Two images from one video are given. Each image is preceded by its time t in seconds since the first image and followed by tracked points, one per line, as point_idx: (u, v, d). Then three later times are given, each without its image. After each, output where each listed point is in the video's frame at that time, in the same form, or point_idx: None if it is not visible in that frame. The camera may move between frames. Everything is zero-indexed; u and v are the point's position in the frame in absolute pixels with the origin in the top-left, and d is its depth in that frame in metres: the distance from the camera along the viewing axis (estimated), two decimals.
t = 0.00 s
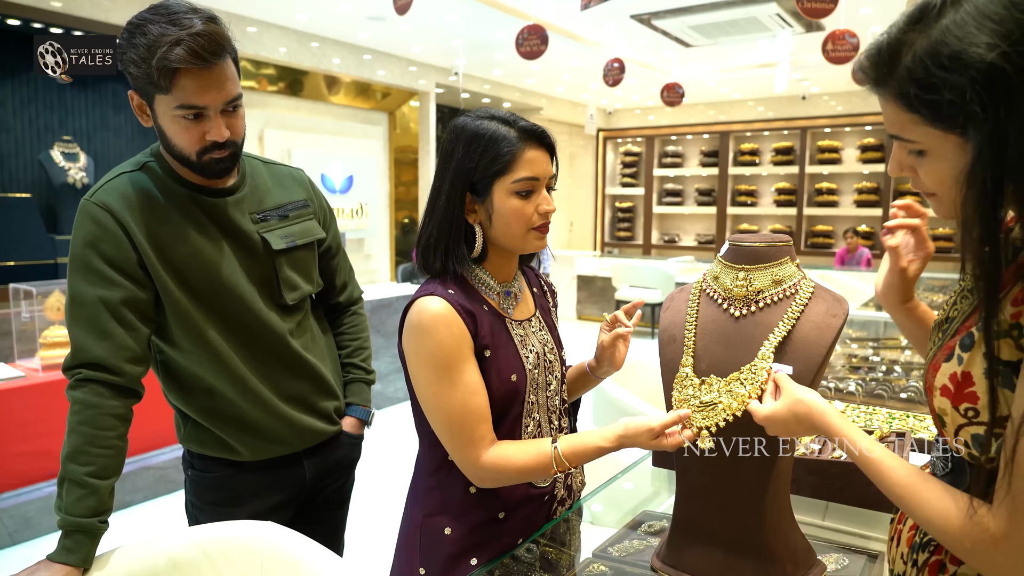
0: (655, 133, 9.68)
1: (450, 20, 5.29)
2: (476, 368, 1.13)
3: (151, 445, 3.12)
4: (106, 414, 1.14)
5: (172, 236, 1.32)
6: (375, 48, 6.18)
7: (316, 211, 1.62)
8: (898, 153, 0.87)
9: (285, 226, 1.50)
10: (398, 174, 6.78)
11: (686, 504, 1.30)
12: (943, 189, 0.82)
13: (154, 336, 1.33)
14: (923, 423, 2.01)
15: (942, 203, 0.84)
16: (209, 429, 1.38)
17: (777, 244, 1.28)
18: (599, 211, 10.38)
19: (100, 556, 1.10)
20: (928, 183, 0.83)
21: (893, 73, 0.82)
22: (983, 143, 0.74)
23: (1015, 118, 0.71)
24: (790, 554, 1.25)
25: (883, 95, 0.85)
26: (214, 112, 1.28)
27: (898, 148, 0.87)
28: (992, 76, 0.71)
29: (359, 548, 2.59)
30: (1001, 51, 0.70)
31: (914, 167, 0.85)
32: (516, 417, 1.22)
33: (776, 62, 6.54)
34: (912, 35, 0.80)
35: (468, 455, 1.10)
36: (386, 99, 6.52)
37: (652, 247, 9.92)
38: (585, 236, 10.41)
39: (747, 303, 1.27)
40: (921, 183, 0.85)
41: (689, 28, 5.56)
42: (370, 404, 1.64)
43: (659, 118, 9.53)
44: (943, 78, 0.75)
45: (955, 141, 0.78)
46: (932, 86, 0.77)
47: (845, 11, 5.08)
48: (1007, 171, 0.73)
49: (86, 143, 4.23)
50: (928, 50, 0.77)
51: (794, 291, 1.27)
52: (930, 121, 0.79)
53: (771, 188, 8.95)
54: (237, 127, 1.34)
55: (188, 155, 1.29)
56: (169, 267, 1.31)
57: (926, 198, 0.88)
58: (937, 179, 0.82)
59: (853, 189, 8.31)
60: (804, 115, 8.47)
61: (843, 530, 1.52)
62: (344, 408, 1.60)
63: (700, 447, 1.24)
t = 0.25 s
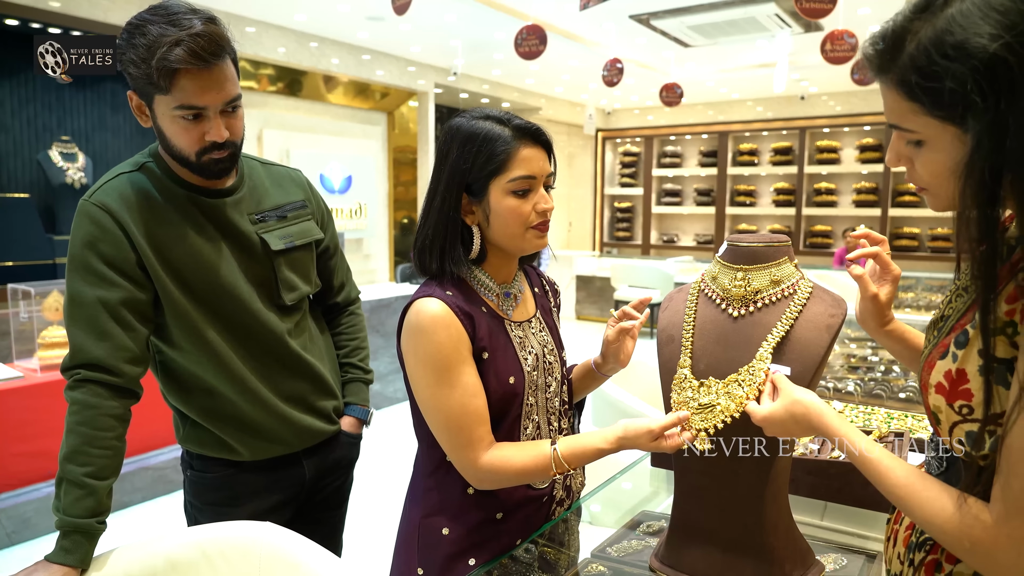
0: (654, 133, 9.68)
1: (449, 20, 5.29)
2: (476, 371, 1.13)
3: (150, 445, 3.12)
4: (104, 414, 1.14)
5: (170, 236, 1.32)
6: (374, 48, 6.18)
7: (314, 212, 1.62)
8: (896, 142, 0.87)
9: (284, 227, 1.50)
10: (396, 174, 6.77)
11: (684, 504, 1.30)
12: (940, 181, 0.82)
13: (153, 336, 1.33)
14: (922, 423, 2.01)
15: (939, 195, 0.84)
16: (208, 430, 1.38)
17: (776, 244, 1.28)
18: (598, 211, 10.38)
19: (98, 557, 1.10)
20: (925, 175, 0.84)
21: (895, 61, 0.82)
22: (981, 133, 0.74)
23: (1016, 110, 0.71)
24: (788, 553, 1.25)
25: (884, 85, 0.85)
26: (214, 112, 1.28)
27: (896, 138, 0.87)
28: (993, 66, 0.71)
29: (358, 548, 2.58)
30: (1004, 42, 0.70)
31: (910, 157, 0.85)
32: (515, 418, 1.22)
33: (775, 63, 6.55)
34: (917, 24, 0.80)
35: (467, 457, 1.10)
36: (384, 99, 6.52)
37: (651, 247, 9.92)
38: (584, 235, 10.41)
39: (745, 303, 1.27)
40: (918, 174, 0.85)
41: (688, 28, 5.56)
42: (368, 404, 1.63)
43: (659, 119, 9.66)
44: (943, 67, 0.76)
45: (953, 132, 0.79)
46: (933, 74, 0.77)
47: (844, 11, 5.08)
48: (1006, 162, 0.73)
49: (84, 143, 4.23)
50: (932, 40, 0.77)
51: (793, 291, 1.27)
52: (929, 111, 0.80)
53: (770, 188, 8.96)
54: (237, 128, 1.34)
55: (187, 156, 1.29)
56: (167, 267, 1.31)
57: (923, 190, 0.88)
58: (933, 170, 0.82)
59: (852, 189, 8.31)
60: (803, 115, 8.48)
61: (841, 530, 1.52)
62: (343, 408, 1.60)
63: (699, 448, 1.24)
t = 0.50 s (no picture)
0: (652, 133, 9.68)
1: (448, 20, 5.29)
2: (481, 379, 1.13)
3: (149, 445, 3.12)
4: (104, 414, 1.14)
5: (170, 237, 1.32)
6: (372, 48, 6.17)
7: (313, 211, 1.62)
8: (893, 136, 0.88)
9: (283, 227, 1.50)
10: (395, 174, 6.77)
11: (682, 504, 1.30)
12: (933, 175, 0.83)
13: (153, 336, 1.33)
14: (920, 422, 2.02)
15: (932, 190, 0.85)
16: (208, 429, 1.38)
17: (774, 244, 1.28)
18: (597, 211, 10.38)
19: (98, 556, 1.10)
20: (920, 168, 0.84)
21: (896, 55, 0.82)
22: (976, 129, 0.75)
23: (1011, 107, 0.71)
24: (786, 553, 1.25)
25: (882, 78, 0.86)
26: (213, 112, 1.28)
27: (894, 131, 0.87)
28: (990, 63, 0.72)
29: (357, 548, 2.59)
30: (1001, 40, 0.70)
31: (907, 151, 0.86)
32: (519, 423, 1.22)
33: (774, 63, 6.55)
34: (917, 18, 0.80)
35: (470, 465, 1.11)
36: (383, 99, 6.52)
37: (650, 247, 9.92)
38: (583, 235, 10.42)
39: (743, 302, 1.27)
40: (912, 168, 0.86)
41: (687, 27, 5.56)
42: (367, 403, 1.64)
43: (658, 118, 9.59)
44: (942, 62, 0.76)
45: (948, 128, 0.79)
46: (931, 69, 0.78)
47: (842, 11, 5.08)
48: (999, 159, 0.73)
49: (83, 143, 4.23)
50: (932, 35, 0.77)
51: (790, 291, 1.27)
52: (926, 105, 0.80)
53: (769, 188, 8.96)
54: (236, 127, 1.34)
55: (187, 156, 1.29)
56: (167, 267, 1.31)
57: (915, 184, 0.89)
58: (929, 164, 0.83)
59: (851, 189, 8.32)
60: (802, 115, 8.48)
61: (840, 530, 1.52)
62: (342, 408, 1.60)
63: (699, 448, 1.24)
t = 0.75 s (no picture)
0: (651, 134, 9.69)
1: (446, 20, 5.29)
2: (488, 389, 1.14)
3: (148, 445, 3.12)
4: (102, 414, 1.14)
5: (168, 238, 1.32)
6: (371, 48, 6.17)
7: (312, 212, 1.62)
8: (902, 119, 0.88)
9: (282, 229, 1.50)
10: (394, 174, 6.77)
11: (680, 504, 1.30)
12: (939, 159, 0.84)
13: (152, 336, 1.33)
14: (917, 422, 2.02)
15: (936, 175, 0.85)
16: (206, 429, 1.39)
17: (771, 244, 1.29)
18: (595, 212, 10.39)
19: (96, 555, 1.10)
20: (924, 151, 0.85)
21: (914, 35, 0.83)
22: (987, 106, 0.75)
23: None
24: (784, 553, 1.25)
25: (897, 58, 0.86)
26: (211, 115, 1.28)
27: (902, 114, 0.88)
28: (1008, 45, 0.72)
29: (356, 548, 2.59)
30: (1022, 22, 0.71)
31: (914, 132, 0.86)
32: (524, 430, 1.23)
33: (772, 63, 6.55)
34: None
35: (472, 473, 1.11)
36: (382, 99, 6.52)
37: (648, 247, 9.94)
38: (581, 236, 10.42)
39: (740, 303, 1.28)
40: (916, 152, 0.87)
41: (685, 28, 5.56)
42: (366, 403, 1.64)
43: (656, 118, 9.60)
44: (960, 43, 0.76)
45: (959, 110, 0.80)
46: (946, 50, 0.78)
47: (840, 11, 5.09)
48: (1010, 141, 0.73)
49: (82, 144, 4.22)
50: (951, 15, 0.77)
51: (787, 291, 1.27)
52: (938, 85, 0.80)
53: (767, 189, 8.97)
54: (234, 130, 1.34)
55: (185, 159, 1.30)
56: (165, 268, 1.32)
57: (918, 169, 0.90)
58: (935, 145, 0.83)
59: (849, 189, 8.34)
60: (800, 116, 8.49)
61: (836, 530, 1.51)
62: (339, 408, 1.60)
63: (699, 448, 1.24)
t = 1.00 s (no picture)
0: (649, 133, 9.70)
1: (444, 20, 5.28)
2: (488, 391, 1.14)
3: (145, 445, 3.12)
4: (98, 414, 1.15)
5: (162, 238, 1.32)
6: (369, 48, 6.17)
7: (308, 214, 1.62)
8: (931, 84, 0.92)
9: (277, 231, 1.50)
10: (392, 174, 6.77)
11: (677, 503, 1.31)
12: (964, 123, 0.87)
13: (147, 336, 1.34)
14: (913, 421, 2.03)
15: (956, 142, 0.89)
16: (200, 428, 1.39)
17: (767, 244, 1.29)
18: (593, 212, 10.39)
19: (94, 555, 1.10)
20: (946, 114, 0.89)
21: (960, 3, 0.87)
22: None
23: None
24: (780, 552, 1.26)
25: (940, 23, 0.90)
26: (202, 124, 1.28)
27: (932, 80, 0.92)
28: None
29: (353, 548, 2.59)
30: None
31: (938, 93, 0.90)
32: (524, 432, 1.24)
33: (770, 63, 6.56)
34: None
35: (469, 474, 1.11)
36: (379, 99, 6.52)
37: (646, 247, 9.94)
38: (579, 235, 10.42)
39: (736, 302, 1.28)
40: (936, 117, 0.90)
41: (683, 28, 5.57)
42: (361, 403, 1.64)
43: (654, 119, 9.64)
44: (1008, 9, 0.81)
45: (993, 75, 0.84)
46: (990, 14, 0.82)
47: (838, 11, 5.09)
48: None
49: (79, 144, 4.22)
50: None
51: (783, 291, 1.28)
52: (978, 49, 0.84)
53: (765, 189, 8.98)
54: (227, 138, 1.34)
55: (178, 167, 1.30)
56: (160, 269, 1.32)
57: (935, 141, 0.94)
58: (962, 107, 0.87)
59: (846, 189, 8.35)
60: (798, 115, 8.49)
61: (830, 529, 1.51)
62: (335, 407, 1.60)
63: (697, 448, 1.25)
